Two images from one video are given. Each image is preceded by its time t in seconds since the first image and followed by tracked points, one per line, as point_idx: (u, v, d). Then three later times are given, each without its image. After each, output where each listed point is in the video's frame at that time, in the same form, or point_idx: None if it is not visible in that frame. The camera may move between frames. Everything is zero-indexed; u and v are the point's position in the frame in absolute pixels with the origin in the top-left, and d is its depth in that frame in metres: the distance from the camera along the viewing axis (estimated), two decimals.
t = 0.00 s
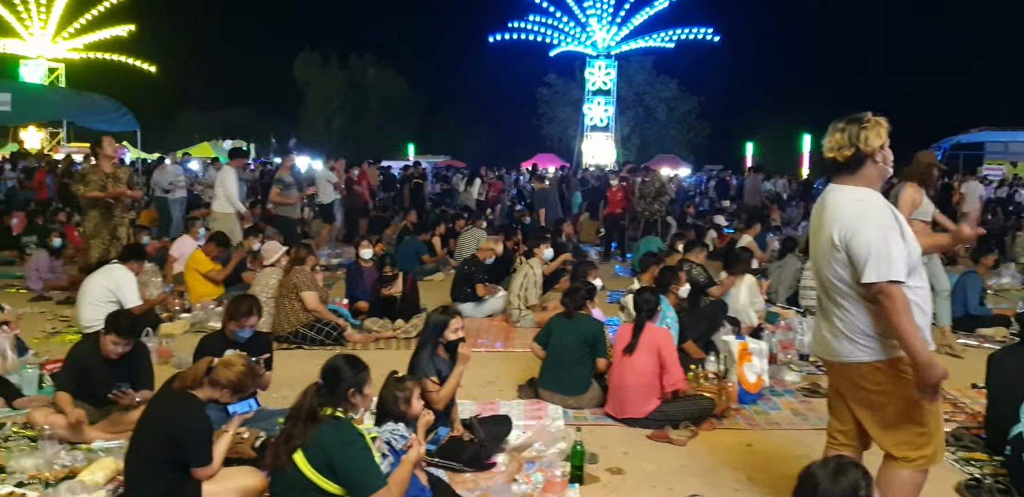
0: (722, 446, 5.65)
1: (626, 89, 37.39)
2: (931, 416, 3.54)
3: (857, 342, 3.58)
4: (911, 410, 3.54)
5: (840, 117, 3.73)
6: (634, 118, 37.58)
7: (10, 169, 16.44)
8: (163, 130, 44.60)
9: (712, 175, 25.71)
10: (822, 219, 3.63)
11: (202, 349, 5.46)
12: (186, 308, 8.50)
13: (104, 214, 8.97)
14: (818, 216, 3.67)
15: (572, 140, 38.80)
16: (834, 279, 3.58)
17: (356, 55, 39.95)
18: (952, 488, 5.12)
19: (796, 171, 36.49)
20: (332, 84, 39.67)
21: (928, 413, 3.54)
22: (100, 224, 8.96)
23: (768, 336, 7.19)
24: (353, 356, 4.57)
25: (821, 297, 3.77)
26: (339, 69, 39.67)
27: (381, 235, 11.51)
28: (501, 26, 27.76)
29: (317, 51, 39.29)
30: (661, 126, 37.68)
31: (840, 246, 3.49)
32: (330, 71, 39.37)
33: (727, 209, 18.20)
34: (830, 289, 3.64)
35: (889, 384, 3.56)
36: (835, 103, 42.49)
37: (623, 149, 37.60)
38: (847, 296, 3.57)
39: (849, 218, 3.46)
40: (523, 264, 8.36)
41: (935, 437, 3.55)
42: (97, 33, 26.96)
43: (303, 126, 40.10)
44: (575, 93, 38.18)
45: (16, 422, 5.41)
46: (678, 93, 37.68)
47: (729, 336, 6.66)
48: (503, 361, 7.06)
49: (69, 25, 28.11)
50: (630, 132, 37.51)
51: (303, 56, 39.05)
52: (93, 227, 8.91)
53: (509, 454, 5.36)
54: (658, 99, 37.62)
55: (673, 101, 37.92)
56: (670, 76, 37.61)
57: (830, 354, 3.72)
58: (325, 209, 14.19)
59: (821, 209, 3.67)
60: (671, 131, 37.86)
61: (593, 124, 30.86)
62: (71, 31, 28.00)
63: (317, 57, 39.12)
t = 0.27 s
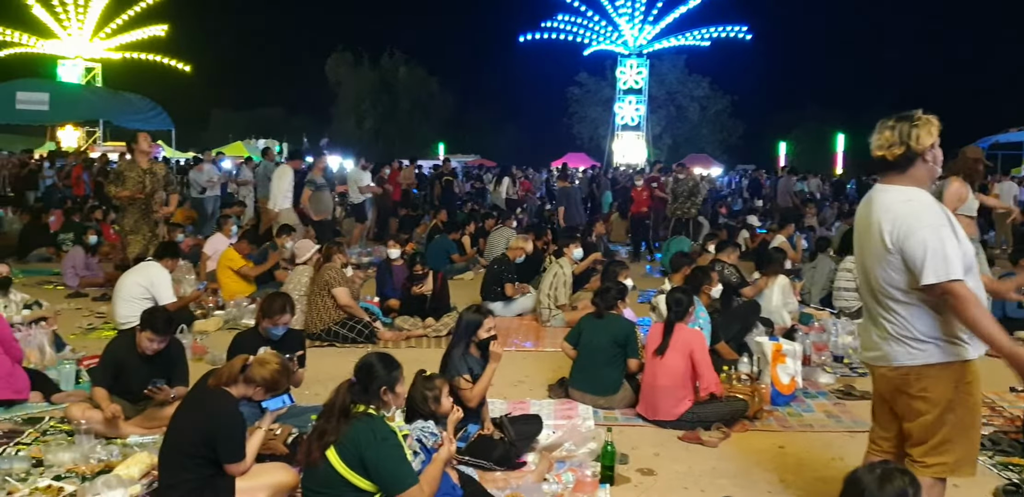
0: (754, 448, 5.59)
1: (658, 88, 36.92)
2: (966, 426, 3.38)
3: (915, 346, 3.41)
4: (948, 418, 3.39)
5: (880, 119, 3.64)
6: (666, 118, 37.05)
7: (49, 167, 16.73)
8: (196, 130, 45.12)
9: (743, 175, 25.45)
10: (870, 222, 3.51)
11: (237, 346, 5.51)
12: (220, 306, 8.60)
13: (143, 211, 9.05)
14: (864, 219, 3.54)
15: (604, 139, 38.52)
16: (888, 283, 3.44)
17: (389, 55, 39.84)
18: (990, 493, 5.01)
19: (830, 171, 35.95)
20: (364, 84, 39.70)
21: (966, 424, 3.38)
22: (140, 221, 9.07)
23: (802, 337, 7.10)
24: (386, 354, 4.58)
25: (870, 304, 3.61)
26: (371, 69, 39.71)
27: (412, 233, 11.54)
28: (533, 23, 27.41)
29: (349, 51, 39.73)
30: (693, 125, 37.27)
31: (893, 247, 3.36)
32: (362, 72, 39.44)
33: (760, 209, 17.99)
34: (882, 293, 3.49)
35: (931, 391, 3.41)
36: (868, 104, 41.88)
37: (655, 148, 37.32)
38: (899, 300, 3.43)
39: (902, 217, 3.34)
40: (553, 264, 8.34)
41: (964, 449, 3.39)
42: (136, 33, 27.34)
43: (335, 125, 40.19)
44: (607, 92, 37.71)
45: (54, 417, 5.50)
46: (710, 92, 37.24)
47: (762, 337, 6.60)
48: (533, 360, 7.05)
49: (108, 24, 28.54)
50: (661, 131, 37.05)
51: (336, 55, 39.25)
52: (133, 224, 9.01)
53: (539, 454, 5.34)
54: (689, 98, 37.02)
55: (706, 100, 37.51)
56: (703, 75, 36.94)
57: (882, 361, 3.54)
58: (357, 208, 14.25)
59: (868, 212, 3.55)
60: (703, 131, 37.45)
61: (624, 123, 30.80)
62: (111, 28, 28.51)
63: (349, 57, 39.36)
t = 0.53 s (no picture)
0: (784, 450, 5.53)
1: (687, 88, 36.34)
2: (1000, 434, 3.28)
3: (967, 350, 3.30)
4: (983, 423, 3.30)
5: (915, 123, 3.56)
6: (694, 117, 36.61)
7: (83, 164, 16.93)
8: (224, 129, 45.47)
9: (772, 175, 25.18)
10: (915, 225, 3.39)
11: (269, 343, 5.56)
12: (249, 303, 8.66)
13: (174, 207, 9.05)
14: (908, 222, 3.43)
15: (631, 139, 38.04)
16: (939, 286, 3.33)
17: (416, 54, 39.68)
18: None
19: (861, 171, 35.42)
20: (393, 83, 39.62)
21: (1000, 431, 3.28)
22: (170, 217, 9.09)
23: (832, 339, 7.02)
24: (413, 353, 4.57)
25: (912, 309, 3.48)
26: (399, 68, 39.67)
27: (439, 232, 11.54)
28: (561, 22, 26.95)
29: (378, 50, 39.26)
30: (722, 125, 36.82)
31: (947, 248, 3.26)
32: (391, 71, 39.35)
33: (790, 209, 17.76)
34: (931, 297, 3.37)
35: (968, 395, 3.32)
36: (899, 103, 41.27)
37: (682, 148, 36.68)
38: (947, 304, 3.33)
39: (956, 218, 3.24)
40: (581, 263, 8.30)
41: (997, 458, 3.29)
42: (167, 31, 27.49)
43: (363, 125, 40.24)
44: (636, 91, 37.18)
45: (86, 412, 5.56)
46: (740, 91, 36.77)
47: (792, 338, 6.53)
48: (560, 360, 7.03)
49: (141, 22, 28.74)
50: (690, 131, 36.70)
51: (364, 55, 39.17)
52: (165, 220, 9.04)
53: (566, 453, 5.32)
54: (718, 98, 36.51)
55: (735, 99, 36.95)
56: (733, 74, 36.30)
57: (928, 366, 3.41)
58: (384, 207, 14.26)
59: (910, 215, 3.44)
60: (732, 131, 37.00)
61: (653, 122, 30.01)
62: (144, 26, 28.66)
63: (378, 56, 39.25)
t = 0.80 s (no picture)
0: (808, 453, 5.47)
1: (710, 87, 35.94)
2: None
3: (1006, 352, 3.28)
4: (1014, 428, 3.27)
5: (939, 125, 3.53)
6: (717, 116, 36.30)
7: (108, 163, 17.09)
8: (247, 127, 45.77)
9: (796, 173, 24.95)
10: (951, 229, 3.35)
11: (291, 342, 5.59)
12: (272, 301, 8.71)
13: (198, 211, 9.04)
14: (943, 226, 3.38)
15: (652, 138, 37.58)
16: (978, 289, 3.29)
17: (439, 54, 39.74)
18: None
19: (886, 171, 34.99)
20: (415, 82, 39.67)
21: None
22: (193, 220, 9.08)
23: (857, 341, 6.95)
24: (435, 354, 4.56)
25: (945, 312, 3.43)
26: (422, 67, 39.74)
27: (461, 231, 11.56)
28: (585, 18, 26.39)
29: (400, 50, 39.45)
30: (745, 124, 36.51)
31: (989, 251, 3.23)
32: (413, 70, 39.42)
33: (814, 209, 17.63)
34: (968, 300, 3.33)
35: (1000, 400, 3.31)
36: (925, 101, 40.77)
37: (706, 147, 36.55)
38: (984, 305, 3.30)
39: (997, 221, 3.22)
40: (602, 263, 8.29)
41: None
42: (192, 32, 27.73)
43: (386, 124, 40.32)
44: (658, 90, 36.92)
45: (111, 409, 5.60)
46: (763, 90, 36.44)
47: (816, 339, 6.47)
48: (582, 360, 7.01)
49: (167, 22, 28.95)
50: (713, 129, 36.39)
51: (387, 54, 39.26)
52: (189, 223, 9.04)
53: (588, 455, 5.30)
54: (741, 96, 36.19)
55: (758, 98, 36.59)
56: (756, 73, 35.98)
57: (963, 370, 3.37)
58: (406, 206, 14.31)
59: (944, 219, 3.40)
60: (756, 130, 36.67)
61: (675, 121, 29.58)
62: (170, 26, 28.94)
63: (400, 56, 39.35)
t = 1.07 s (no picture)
0: (832, 457, 5.41)
1: (733, 86, 35.77)
2: None
3: None
4: None
5: (954, 126, 3.51)
6: (741, 115, 36.02)
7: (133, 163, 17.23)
8: (269, 127, 46.04)
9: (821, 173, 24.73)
10: (976, 229, 3.31)
11: (314, 342, 5.61)
12: (295, 301, 8.75)
13: (223, 210, 9.10)
14: (968, 227, 3.34)
15: (675, 138, 37.36)
16: (1005, 291, 3.27)
17: (461, 54, 39.79)
18: None
19: (912, 170, 34.59)
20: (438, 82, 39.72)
21: None
22: (219, 218, 9.16)
23: (883, 344, 6.87)
24: (458, 355, 4.55)
25: (967, 315, 3.38)
26: (444, 68, 39.81)
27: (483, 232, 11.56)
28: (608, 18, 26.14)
29: (423, 50, 39.52)
30: (769, 124, 36.17)
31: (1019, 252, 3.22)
32: (436, 71, 39.49)
33: (840, 210, 17.47)
34: (995, 302, 3.29)
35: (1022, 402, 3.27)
36: (953, 100, 40.24)
37: (729, 147, 36.32)
38: (1011, 309, 3.28)
39: None
40: (625, 264, 8.27)
41: None
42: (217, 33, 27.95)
43: (408, 124, 40.43)
44: (681, 90, 36.84)
45: (136, 408, 5.64)
46: (788, 89, 36.13)
47: (841, 342, 6.40)
48: (604, 362, 6.98)
49: (193, 23, 29.20)
50: (736, 129, 36.14)
51: (410, 54, 39.34)
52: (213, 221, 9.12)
53: (610, 457, 5.28)
54: (765, 96, 35.91)
55: (782, 98, 36.27)
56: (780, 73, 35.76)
57: (987, 374, 3.32)
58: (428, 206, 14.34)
59: (967, 220, 3.36)
60: (781, 130, 36.34)
61: (699, 121, 29.30)
62: (195, 27, 29.17)
63: (423, 56, 39.43)
